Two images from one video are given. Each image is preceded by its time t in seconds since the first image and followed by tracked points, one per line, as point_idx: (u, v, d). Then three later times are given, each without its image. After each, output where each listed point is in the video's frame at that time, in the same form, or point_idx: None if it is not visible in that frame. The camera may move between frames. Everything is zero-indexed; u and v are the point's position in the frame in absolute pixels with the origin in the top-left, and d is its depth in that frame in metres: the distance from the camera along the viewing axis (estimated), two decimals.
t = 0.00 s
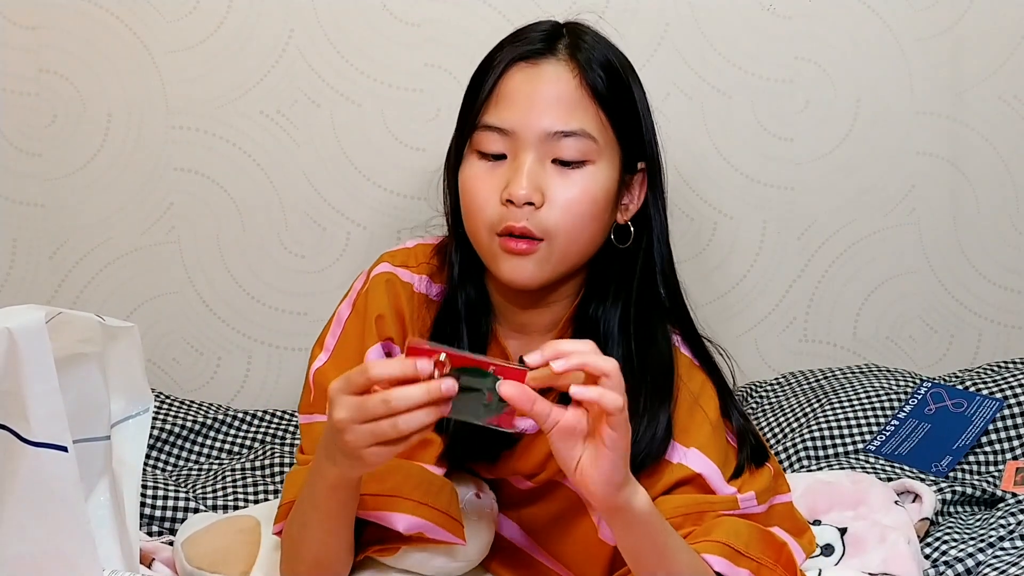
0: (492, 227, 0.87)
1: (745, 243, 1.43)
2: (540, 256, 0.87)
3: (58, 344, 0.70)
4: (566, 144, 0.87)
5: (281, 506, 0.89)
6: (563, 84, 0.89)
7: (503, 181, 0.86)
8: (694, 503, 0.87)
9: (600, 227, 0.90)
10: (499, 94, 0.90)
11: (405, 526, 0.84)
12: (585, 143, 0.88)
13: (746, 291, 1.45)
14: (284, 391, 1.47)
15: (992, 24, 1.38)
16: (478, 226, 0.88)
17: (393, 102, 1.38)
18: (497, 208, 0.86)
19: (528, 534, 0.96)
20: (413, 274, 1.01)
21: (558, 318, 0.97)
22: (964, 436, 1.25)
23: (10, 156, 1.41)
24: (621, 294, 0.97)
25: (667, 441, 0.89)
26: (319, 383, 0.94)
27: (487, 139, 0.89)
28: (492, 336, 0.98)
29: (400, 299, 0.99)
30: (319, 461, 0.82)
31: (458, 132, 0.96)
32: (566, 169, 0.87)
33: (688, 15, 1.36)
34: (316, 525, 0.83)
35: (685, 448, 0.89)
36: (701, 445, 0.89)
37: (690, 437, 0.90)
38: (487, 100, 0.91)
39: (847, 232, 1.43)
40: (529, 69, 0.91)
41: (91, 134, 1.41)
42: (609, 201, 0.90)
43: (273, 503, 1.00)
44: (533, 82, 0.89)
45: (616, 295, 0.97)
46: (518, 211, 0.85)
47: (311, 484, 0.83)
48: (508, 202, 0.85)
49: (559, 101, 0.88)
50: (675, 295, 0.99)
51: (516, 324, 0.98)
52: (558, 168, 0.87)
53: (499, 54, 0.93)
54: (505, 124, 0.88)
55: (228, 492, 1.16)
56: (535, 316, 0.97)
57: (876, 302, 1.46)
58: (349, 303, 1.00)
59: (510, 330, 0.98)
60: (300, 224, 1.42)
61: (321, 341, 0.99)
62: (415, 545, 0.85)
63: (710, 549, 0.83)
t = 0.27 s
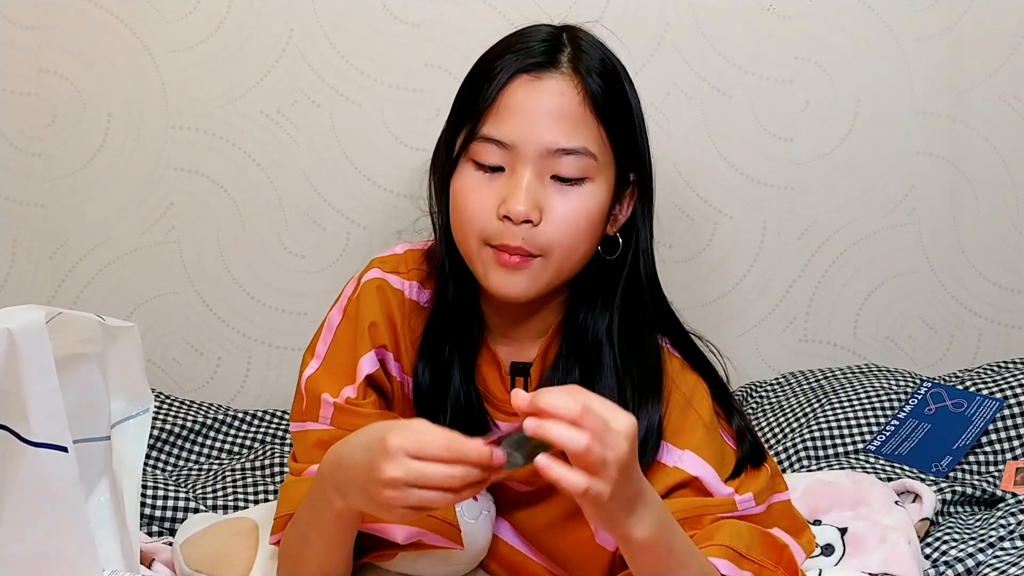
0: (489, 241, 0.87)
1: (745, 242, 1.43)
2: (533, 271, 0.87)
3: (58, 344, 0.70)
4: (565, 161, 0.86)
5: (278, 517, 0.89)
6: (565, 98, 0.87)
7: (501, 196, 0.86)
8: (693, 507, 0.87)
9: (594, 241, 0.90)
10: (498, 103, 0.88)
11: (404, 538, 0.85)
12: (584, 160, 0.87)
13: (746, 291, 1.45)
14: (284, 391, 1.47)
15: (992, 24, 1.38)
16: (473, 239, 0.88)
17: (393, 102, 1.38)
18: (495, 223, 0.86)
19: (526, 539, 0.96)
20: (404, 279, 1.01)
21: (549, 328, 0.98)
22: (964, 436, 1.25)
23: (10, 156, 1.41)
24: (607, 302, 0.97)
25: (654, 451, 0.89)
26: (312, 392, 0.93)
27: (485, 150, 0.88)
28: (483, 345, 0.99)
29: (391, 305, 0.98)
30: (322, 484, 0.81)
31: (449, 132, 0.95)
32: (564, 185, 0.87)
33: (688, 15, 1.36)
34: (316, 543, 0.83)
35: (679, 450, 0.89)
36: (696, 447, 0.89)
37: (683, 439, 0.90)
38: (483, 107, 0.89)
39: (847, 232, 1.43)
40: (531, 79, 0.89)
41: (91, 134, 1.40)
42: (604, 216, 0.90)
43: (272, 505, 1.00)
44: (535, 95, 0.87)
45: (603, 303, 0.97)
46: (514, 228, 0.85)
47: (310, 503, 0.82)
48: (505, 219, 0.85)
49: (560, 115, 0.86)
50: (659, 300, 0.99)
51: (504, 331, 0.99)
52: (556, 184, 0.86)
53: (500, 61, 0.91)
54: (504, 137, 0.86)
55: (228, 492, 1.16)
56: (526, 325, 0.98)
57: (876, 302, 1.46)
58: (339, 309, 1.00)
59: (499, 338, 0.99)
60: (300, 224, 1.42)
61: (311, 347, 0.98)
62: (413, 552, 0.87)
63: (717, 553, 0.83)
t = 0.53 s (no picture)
0: (483, 246, 0.87)
1: (745, 242, 1.43)
2: (528, 276, 0.87)
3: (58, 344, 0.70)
4: (559, 165, 0.86)
5: (277, 522, 0.89)
6: (558, 102, 0.87)
7: (494, 201, 0.85)
8: (693, 508, 0.87)
9: (589, 245, 0.90)
10: (491, 108, 0.88)
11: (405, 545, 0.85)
12: (578, 164, 0.86)
13: (746, 291, 1.45)
14: (284, 390, 1.47)
15: (992, 24, 1.38)
16: (467, 244, 0.88)
17: (394, 102, 1.38)
18: (489, 228, 0.86)
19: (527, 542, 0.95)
20: (402, 283, 1.00)
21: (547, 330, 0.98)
22: (964, 437, 1.25)
23: (10, 156, 1.41)
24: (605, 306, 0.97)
25: (654, 451, 0.90)
26: (309, 397, 0.93)
27: (478, 154, 0.87)
28: (480, 347, 0.99)
29: (388, 308, 0.98)
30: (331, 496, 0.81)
31: (443, 136, 0.95)
32: (558, 190, 0.86)
33: (688, 14, 1.36)
34: (321, 553, 0.83)
35: (678, 451, 0.90)
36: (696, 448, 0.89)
37: (682, 441, 0.90)
38: (477, 111, 0.89)
39: (847, 232, 1.43)
40: (524, 83, 0.89)
41: (91, 133, 1.40)
42: (599, 219, 0.90)
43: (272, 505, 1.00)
44: (528, 99, 0.87)
45: (601, 306, 0.97)
46: (509, 234, 0.85)
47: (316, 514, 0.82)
48: (500, 225, 0.85)
49: (554, 120, 0.86)
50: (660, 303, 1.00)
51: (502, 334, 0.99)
52: (550, 188, 0.86)
53: (494, 64, 0.91)
54: (497, 142, 0.86)
55: (228, 492, 1.16)
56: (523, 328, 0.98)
57: (876, 302, 1.45)
58: (336, 313, 1.00)
59: (498, 341, 0.99)
60: (300, 224, 1.42)
61: (309, 350, 0.98)
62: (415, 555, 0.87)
63: (719, 556, 0.83)
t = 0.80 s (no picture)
0: (481, 263, 0.87)
1: (745, 242, 1.43)
2: (525, 291, 0.88)
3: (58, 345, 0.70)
4: (556, 182, 0.85)
5: (281, 519, 0.89)
6: (555, 117, 0.86)
7: (491, 218, 0.86)
8: (692, 509, 0.87)
9: (587, 258, 0.90)
10: (488, 123, 0.88)
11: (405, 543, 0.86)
12: (576, 181, 0.86)
13: (746, 291, 1.45)
14: (284, 390, 1.47)
15: (991, 24, 1.38)
16: (465, 260, 0.88)
17: (394, 102, 1.38)
18: (486, 245, 0.86)
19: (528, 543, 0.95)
20: (404, 284, 1.01)
21: (545, 336, 0.99)
22: (964, 437, 1.25)
23: (10, 155, 1.41)
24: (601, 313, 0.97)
25: (650, 454, 0.90)
26: (312, 396, 0.93)
27: (474, 169, 0.87)
28: (480, 354, 1.00)
29: (390, 310, 0.99)
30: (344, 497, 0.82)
31: (437, 145, 0.94)
32: (555, 206, 0.86)
33: (688, 14, 1.36)
34: (329, 555, 0.83)
35: (676, 452, 0.90)
36: (693, 450, 0.89)
37: (679, 443, 0.90)
38: (473, 124, 0.89)
39: (847, 232, 1.43)
40: (521, 98, 0.88)
41: (92, 134, 1.41)
42: (596, 233, 0.90)
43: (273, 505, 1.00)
44: (525, 114, 0.86)
45: (596, 313, 0.97)
46: (506, 251, 0.85)
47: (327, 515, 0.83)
48: (497, 241, 0.85)
49: (551, 135, 0.86)
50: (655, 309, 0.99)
51: (501, 343, 1.00)
52: (547, 205, 0.86)
53: (492, 77, 0.90)
54: (494, 158, 0.86)
55: (228, 492, 1.16)
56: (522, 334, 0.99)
57: (877, 302, 1.45)
58: (339, 313, 1.00)
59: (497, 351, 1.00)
60: (300, 224, 1.42)
61: (311, 351, 0.98)
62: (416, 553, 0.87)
63: (714, 557, 0.83)
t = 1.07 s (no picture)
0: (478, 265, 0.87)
1: (745, 242, 1.43)
2: (524, 292, 0.88)
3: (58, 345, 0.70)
4: (551, 185, 0.85)
5: (280, 520, 0.89)
6: (548, 120, 0.86)
7: (487, 221, 0.86)
8: (692, 509, 0.87)
9: (585, 258, 0.90)
10: (480, 126, 0.88)
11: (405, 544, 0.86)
12: (571, 183, 0.86)
13: (746, 291, 1.45)
14: (284, 390, 1.47)
15: (991, 24, 1.38)
16: (462, 263, 0.89)
17: (394, 102, 1.38)
18: (483, 248, 0.86)
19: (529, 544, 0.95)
20: (404, 285, 1.01)
21: (545, 335, 0.99)
22: (964, 437, 1.25)
23: (10, 155, 1.41)
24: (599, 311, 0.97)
25: (650, 452, 0.90)
26: (312, 397, 0.93)
27: (469, 173, 0.87)
28: (480, 354, 1.00)
29: (390, 310, 0.99)
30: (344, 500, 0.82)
31: (432, 148, 0.94)
32: (551, 207, 0.86)
33: (688, 14, 1.36)
34: (328, 556, 0.83)
35: (676, 451, 0.90)
36: (693, 450, 0.89)
37: (679, 442, 0.90)
38: (466, 128, 0.89)
39: (847, 232, 1.43)
40: (513, 100, 0.88)
41: (91, 134, 1.41)
42: (593, 233, 0.90)
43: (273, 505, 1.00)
44: (518, 117, 0.86)
45: (594, 312, 0.96)
46: (503, 254, 0.85)
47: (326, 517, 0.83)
48: (494, 245, 0.85)
49: (543, 137, 0.85)
50: (653, 308, 0.98)
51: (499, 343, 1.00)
52: (543, 207, 0.86)
53: (485, 79, 0.90)
54: (488, 162, 0.86)
55: (228, 492, 1.16)
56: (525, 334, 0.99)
57: (877, 303, 1.45)
58: (339, 314, 1.00)
59: (498, 352, 1.00)
60: (300, 224, 1.42)
61: (312, 352, 0.99)
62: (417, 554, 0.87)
63: (714, 555, 0.83)
